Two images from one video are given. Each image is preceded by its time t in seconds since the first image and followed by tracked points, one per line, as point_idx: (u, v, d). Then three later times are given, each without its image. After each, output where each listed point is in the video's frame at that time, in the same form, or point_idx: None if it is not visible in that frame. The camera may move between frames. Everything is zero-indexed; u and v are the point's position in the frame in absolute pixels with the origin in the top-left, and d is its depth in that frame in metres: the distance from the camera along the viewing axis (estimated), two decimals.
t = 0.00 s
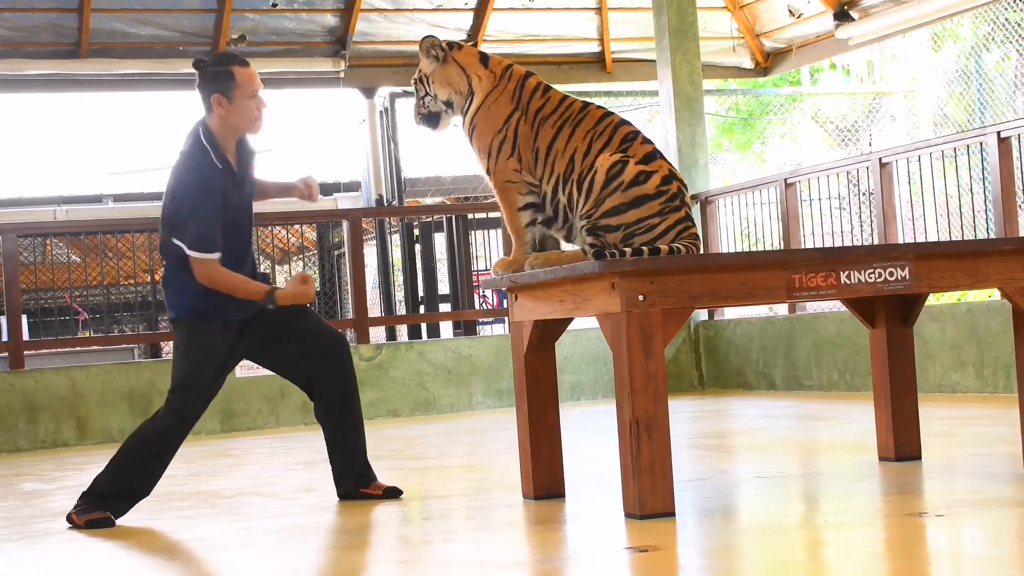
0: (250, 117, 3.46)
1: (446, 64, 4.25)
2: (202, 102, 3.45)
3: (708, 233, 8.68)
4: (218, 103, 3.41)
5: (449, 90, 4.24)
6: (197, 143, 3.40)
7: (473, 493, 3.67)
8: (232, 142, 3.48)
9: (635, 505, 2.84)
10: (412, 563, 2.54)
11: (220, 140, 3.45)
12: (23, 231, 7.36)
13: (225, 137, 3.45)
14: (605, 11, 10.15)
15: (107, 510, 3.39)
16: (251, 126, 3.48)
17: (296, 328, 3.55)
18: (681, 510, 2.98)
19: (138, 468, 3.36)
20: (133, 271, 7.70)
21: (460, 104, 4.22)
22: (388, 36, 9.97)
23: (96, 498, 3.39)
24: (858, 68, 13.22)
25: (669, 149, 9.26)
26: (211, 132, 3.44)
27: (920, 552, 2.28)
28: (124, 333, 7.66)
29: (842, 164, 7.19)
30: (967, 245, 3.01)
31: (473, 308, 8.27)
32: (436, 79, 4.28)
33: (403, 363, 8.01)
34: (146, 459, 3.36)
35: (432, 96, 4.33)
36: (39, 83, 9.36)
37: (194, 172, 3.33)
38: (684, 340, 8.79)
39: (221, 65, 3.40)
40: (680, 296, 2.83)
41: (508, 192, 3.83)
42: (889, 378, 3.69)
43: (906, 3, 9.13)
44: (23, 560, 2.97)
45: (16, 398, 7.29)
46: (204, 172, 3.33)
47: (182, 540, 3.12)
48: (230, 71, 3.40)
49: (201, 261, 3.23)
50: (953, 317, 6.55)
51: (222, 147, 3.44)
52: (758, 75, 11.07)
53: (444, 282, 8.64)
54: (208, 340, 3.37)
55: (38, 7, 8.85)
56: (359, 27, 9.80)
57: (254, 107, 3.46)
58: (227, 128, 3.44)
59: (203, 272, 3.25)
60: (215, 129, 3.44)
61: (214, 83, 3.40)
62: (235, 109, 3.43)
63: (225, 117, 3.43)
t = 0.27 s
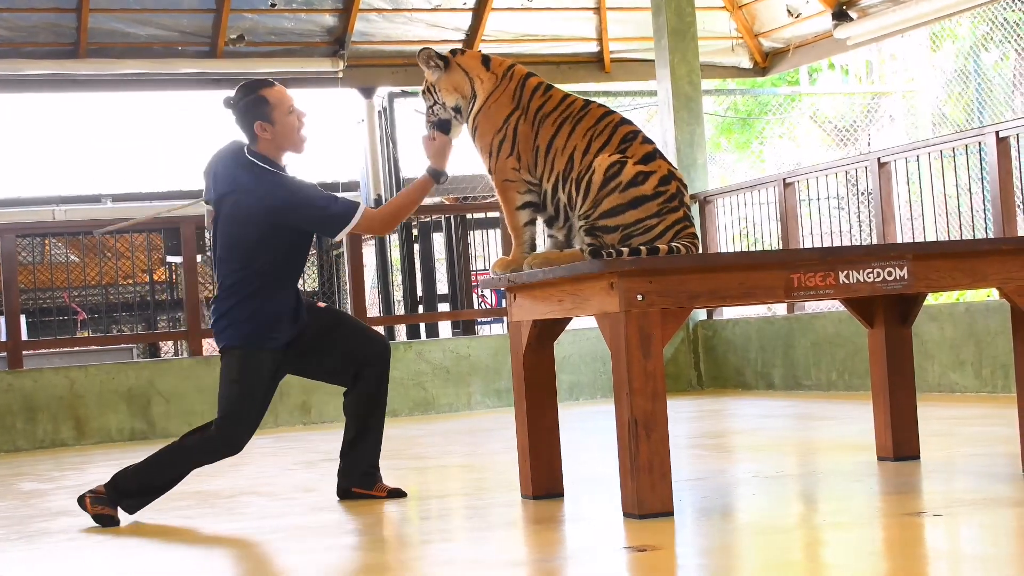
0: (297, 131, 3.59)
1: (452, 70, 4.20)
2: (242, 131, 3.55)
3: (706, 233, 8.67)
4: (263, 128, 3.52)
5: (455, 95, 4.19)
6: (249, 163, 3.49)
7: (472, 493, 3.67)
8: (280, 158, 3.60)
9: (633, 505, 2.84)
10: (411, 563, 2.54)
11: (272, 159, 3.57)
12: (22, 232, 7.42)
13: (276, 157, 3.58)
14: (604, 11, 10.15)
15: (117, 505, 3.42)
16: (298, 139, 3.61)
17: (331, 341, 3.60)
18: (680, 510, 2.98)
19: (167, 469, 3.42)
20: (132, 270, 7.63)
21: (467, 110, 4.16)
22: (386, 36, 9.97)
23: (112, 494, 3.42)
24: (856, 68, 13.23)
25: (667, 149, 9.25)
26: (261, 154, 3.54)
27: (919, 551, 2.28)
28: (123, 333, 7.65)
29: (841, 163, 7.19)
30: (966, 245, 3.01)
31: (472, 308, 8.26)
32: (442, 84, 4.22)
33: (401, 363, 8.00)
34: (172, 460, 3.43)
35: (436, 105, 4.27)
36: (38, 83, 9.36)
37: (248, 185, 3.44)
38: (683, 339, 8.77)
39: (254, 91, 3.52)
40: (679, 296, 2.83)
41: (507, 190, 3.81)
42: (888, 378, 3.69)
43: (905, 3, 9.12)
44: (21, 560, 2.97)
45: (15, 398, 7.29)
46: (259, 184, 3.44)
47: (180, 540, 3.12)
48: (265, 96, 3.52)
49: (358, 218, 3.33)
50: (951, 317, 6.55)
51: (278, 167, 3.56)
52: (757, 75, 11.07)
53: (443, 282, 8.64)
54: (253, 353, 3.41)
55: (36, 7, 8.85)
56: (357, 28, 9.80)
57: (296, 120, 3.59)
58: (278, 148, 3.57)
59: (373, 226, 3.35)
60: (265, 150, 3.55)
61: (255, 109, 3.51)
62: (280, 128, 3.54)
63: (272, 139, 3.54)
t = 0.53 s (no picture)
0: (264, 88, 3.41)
1: (458, 67, 4.25)
2: (213, 80, 3.43)
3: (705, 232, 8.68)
4: (229, 78, 3.38)
5: (463, 93, 4.24)
6: (210, 125, 3.40)
7: (470, 493, 3.67)
8: (247, 117, 3.45)
9: (631, 504, 2.84)
10: (409, 562, 2.54)
11: (232, 119, 3.43)
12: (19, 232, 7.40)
13: (239, 115, 3.43)
14: (602, 11, 10.15)
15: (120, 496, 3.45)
16: (265, 98, 3.42)
17: (319, 323, 3.58)
18: (678, 510, 2.98)
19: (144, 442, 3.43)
20: (130, 270, 7.70)
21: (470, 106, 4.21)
22: (384, 36, 9.96)
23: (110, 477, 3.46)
24: (854, 67, 13.24)
25: (666, 149, 9.26)
26: (222, 113, 3.43)
27: (917, 551, 2.28)
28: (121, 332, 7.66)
29: (839, 163, 7.19)
30: (964, 244, 3.01)
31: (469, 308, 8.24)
32: (449, 82, 4.28)
33: (400, 362, 8.00)
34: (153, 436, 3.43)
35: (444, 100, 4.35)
36: (36, 83, 9.35)
37: (200, 155, 3.35)
38: (681, 339, 8.78)
39: (229, 41, 3.38)
40: (677, 295, 2.83)
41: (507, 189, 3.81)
42: (886, 377, 3.69)
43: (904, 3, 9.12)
44: (18, 560, 2.97)
45: (13, 398, 7.28)
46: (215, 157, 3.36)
47: (178, 540, 3.12)
48: (238, 46, 3.37)
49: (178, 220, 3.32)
50: (949, 316, 6.55)
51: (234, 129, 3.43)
52: (755, 74, 11.06)
53: (441, 282, 8.64)
54: (228, 325, 3.41)
55: (34, 7, 8.84)
56: (355, 27, 9.79)
57: (266, 78, 3.41)
58: (242, 103, 3.41)
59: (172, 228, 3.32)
60: (227, 108, 3.42)
61: (221, 59, 3.37)
62: (245, 83, 3.38)
63: (237, 92, 3.39)
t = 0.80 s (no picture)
0: (190, 98, 3.38)
1: (451, 67, 4.25)
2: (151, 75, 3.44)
3: (703, 232, 8.67)
4: (163, 79, 3.37)
5: (454, 94, 4.25)
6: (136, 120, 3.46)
7: (467, 494, 3.67)
8: (177, 117, 3.47)
9: (628, 505, 2.84)
10: (405, 563, 2.54)
11: (162, 115, 3.46)
12: (17, 231, 7.35)
13: (168, 114, 3.45)
14: (600, 12, 10.15)
15: (104, 506, 3.47)
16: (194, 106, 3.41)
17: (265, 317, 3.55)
18: (675, 511, 2.98)
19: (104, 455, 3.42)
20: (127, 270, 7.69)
21: (463, 107, 4.21)
22: (383, 36, 9.96)
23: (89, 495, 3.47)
24: (851, 68, 13.24)
25: (663, 149, 9.26)
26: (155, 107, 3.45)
27: (914, 552, 2.29)
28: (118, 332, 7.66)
29: (837, 164, 7.19)
30: (960, 246, 3.02)
31: (468, 308, 8.25)
32: (442, 82, 4.27)
33: (397, 363, 8.00)
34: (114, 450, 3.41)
35: (437, 102, 4.36)
36: (33, 82, 9.33)
37: (130, 143, 3.44)
38: (678, 340, 8.79)
39: (169, 41, 3.35)
40: (675, 297, 2.83)
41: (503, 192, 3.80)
42: (882, 379, 3.69)
43: (901, 4, 9.13)
44: (15, 560, 2.96)
45: (10, 397, 7.27)
46: (140, 150, 3.42)
47: (174, 540, 3.11)
48: (176, 49, 3.34)
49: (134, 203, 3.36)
50: (946, 317, 6.56)
51: (162, 125, 3.47)
52: (753, 75, 11.07)
53: (438, 282, 8.64)
54: (166, 325, 3.41)
55: (32, 6, 8.83)
56: (354, 27, 9.79)
57: (197, 87, 3.37)
58: (172, 104, 3.41)
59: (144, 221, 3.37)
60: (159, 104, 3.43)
61: (157, 58, 3.36)
62: (176, 87, 3.37)
63: (168, 93, 3.38)
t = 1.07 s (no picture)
0: (239, 100, 3.48)
1: (448, 68, 4.25)
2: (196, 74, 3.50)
3: (699, 234, 8.67)
4: (211, 79, 3.45)
5: (450, 94, 4.24)
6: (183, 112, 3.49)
7: (464, 495, 3.67)
8: (218, 116, 3.53)
9: (625, 507, 2.84)
10: (403, 565, 2.54)
11: (204, 110, 3.51)
12: (14, 234, 7.29)
13: (209, 110, 3.50)
14: (597, 13, 10.16)
15: (104, 507, 3.48)
16: (238, 109, 3.51)
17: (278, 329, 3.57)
18: (672, 513, 2.98)
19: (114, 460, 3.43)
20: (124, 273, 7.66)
21: (459, 108, 4.20)
22: (380, 38, 9.95)
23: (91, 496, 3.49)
24: (848, 70, 13.26)
25: (660, 151, 9.26)
26: (198, 102, 3.50)
27: (910, 553, 2.28)
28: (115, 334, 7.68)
29: (834, 165, 7.20)
30: (956, 247, 3.02)
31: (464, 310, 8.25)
32: (438, 83, 4.27)
33: (394, 364, 8.00)
34: (124, 457, 3.43)
35: (433, 101, 4.32)
36: (29, 84, 9.32)
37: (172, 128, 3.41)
38: (675, 342, 8.79)
39: (222, 43, 3.43)
40: (672, 299, 2.83)
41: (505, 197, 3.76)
42: (879, 380, 3.69)
43: (897, 6, 9.14)
44: (12, 562, 2.96)
45: (6, 399, 7.25)
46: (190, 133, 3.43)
47: (172, 542, 3.11)
48: (226, 51, 3.43)
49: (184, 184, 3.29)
50: (943, 319, 6.56)
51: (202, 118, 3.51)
52: (750, 77, 11.07)
53: (435, 284, 8.64)
54: (183, 334, 3.44)
55: (29, 8, 8.82)
56: (350, 29, 9.79)
57: (246, 91, 3.48)
58: (215, 103, 3.49)
59: (195, 196, 3.28)
60: (203, 101, 3.49)
61: (209, 58, 3.43)
62: (225, 89, 3.46)
63: (216, 92, 3.47)
